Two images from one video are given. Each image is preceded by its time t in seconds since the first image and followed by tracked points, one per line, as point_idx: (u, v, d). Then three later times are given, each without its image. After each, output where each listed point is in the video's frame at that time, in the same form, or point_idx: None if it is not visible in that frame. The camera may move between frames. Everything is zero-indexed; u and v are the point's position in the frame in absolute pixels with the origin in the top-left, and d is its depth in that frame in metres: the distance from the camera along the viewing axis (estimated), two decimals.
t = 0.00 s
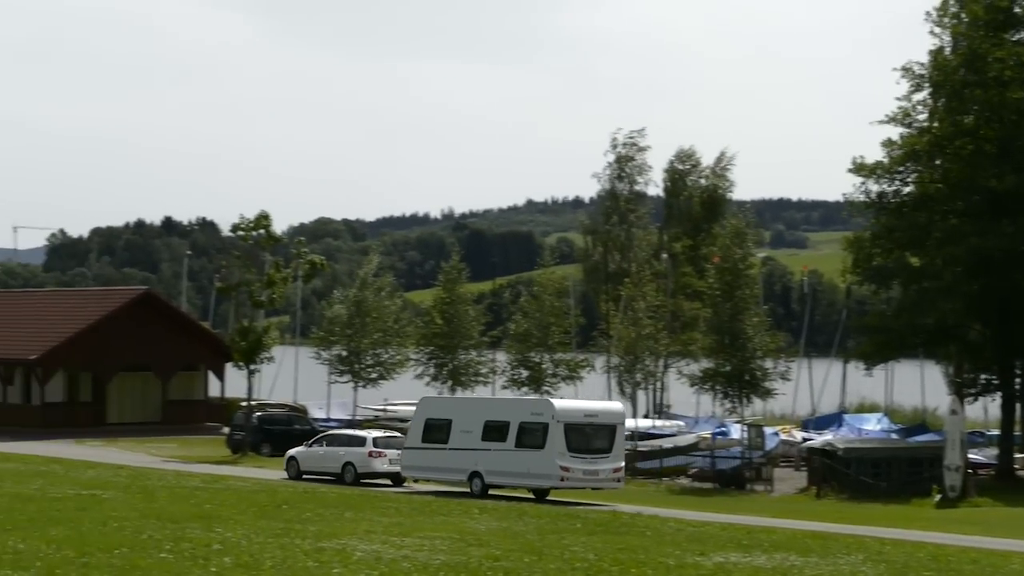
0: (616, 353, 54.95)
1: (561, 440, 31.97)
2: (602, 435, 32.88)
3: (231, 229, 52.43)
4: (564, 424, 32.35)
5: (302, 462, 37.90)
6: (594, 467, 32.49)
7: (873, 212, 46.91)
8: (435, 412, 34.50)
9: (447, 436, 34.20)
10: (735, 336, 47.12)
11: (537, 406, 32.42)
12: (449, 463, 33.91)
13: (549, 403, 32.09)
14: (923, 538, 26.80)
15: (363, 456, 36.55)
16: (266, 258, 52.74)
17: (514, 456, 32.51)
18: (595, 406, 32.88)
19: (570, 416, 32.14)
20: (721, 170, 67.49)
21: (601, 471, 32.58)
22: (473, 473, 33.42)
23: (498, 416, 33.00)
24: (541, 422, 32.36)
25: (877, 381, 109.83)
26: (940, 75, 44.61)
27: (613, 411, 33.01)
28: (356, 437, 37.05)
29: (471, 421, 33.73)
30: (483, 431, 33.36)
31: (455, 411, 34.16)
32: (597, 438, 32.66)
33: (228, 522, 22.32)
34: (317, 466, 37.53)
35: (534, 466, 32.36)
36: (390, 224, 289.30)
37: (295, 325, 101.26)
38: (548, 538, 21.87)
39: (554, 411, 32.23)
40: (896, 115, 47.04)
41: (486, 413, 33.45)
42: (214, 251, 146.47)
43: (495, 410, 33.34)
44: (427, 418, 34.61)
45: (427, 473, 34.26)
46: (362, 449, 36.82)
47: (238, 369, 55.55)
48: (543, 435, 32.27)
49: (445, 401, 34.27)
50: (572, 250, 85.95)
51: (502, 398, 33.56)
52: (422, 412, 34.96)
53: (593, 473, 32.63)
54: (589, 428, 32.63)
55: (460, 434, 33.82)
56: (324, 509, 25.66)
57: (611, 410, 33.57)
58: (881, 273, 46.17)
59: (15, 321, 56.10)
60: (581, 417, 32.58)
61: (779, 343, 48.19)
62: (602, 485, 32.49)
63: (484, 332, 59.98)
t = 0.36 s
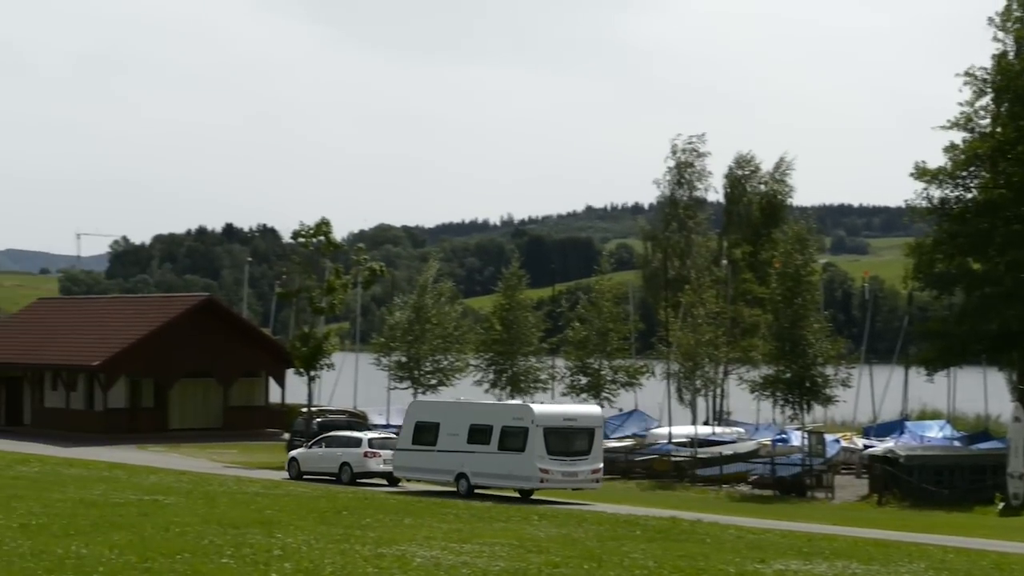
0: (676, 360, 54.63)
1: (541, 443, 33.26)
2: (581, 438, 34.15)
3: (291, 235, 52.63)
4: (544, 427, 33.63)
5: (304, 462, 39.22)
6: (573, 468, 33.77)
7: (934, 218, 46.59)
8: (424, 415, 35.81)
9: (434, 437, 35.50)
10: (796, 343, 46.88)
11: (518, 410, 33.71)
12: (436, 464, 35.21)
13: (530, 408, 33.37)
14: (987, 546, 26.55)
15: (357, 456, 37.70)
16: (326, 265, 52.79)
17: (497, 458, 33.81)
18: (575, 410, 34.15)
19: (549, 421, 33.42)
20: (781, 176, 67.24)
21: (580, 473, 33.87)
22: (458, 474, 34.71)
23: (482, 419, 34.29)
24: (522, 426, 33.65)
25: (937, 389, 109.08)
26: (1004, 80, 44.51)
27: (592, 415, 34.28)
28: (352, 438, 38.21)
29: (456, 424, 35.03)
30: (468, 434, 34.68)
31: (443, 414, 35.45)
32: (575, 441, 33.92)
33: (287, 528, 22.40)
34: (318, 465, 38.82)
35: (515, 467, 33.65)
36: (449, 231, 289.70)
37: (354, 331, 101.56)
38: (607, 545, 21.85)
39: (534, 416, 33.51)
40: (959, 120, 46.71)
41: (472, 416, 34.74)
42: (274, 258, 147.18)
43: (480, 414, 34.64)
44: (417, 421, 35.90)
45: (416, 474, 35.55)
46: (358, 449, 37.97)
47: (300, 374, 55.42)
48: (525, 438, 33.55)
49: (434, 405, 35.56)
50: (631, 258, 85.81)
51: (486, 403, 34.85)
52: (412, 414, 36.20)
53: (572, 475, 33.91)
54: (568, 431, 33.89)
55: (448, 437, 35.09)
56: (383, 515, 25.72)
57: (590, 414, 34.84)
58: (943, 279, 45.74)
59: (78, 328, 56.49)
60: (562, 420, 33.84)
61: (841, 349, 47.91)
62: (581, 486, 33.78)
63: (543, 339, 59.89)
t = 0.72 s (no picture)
0: (726, 368, 54.39)
1: (519, 445, 33.96)
2: (559, 440, 34.84)
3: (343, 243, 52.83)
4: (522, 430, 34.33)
5: (300, 465, 40.18)
6: (550, 470, 34.48)
7: (988, 225, 46.30)
8: (410, 418, 36.47)
9: (419, 440, 36.21)
10: (848, 350, 46.61)
11: (498, 414, 34.37)
12: (421, 466, 35.94)
13: (507, 412, 34.05)
14: None
15: (351, 459, 38.63)
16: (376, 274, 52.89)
17: (479, 460, 34.48)
18: (553, 413, 34.81)
19: (526, 424, 34.12)
20: (832, 183, 66.94)
21: (558, 474, 34.58)
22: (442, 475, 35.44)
23: (464, 422, 34.96)
24: (501, 429, 34.33)
25: (991, 396, 108.40)
26: None
27: (570, 417, 34.93)
28: (346, 441, 39.15)
29: (441, 427, 35.70)
30: (450, 436, 35.36)
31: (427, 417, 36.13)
32: (553, 443, 34.61)
33: (338, 536, 22.44)
34: (314, 467, 39.76)
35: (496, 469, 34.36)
36: (499, 238, 289.86)
37: (405, 338, 101.81)
38: (657, 553, 21.79)
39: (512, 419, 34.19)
40: (1012, 127, 46.41)
41: (454, 419, 35.41)
42: (325, 265, 147.69)
43: (462, 417, 35.30)
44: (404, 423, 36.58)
45: (404, 475, 36.27)
46: (351, 452, 38.91)
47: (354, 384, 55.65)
48: (504, 441, 34.25)
49: (419, 408, 36.20)
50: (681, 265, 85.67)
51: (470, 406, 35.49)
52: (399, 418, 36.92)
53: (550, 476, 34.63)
54: (546, 434, 34.59)
55: (432, 439, 35.79)
56: (433, 523, 25.75)
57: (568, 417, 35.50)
58: (996, 286, 45.42)
59: (131, 335, 56.83)
60: (539, 424, 34.51)
61: (893, 357, 47.68)
62: (559, 487, 34.49)
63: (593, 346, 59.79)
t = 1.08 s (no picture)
0: (778, 374, 54.09)
1: (506, 446, 35.28)
2: (547, 442, 36.10)
3: (394, 249, 52.96)
4: (510, 431, 35.64)
5: (303, 465, 41.29)
6: (537, 470, 35.77)
7: None
8: (405, 422, 37.88)
9: (414, 442, 37.58)
10: (902, 356, 46.31)
11: (486, 416, 35.70)
12: (415, 466, 37.30)
13: (495, 414, 35.39)
14: None
15: (350, 461, 39.77)
16: (427, 280, 53.00)
17: (469, 460, 35.82)
18: (540, 416, 36.08)
19: (514, 425, 35.42)
20: (884, 189, 66.55)
21: (545, 474, 35.82)
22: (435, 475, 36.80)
23: (455, 424, 36.31)
24: (490, 431, 35.66)
25: None
26: None
27: (557, 420, 36.19)
28: (346, 443, 40.31)
29: (434, 429, 37.06)
30: (442, 438, 36.73)
31: (421, 420, 37.52)
32: (542, 445, 35.87)
33: (390, 541, 22.48)
34: (315, 468, 40.91)
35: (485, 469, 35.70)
36: (549, 245, 289.65)
37: (455, 345, 101.90)
38: (709, 560, 21.71)
39: (500, 421, 35.50)
40: None
41: (446, 422, 36.77)
42: (376, 272, 148.04)
43: (454, 420, 36.66)
44: (400, 426, 37.97)
45: (400, 476, 37.63)
46: (350, 454, 40.05)
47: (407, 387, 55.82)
48: (492, 442, 35.54)
49: (414, 412, 37.58)
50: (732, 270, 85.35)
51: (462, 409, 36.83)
52: (395, 420, 38.24)
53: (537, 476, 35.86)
54: (534, 435, 35.86)
55: (426, 441, 37.06)
56: (486, 529, 25.78)
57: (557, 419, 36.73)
58: None
59: (184, 342, 57.16)
60: (527, 426, 35.81)
61: (947, 364, 47.37)
62: (546, 487, 35.74)
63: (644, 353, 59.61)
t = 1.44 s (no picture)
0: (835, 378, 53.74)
1: (503, 446, 36.14)
2: (543, 442, 36.99)
3: (448, 252, 53.02)
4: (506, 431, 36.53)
5: (312, 462, 42.82)
6: (533, 469, 36.63)
7: None
8: (409, 422, 39.02)
9: (417, 442, 38.69)
10: (959, 360, 45.99)
11: (484, 416, 36.63)
12: (418, 465, 38.43)
13: (491, 415, 36.28)
14: None
15: (357, 459, 41.28)
16: (482, 283, 53.00)
17: (467, 459, 36.75)
18: (536, 416, 37.02)
19: (510, 425, 36.30)
20: (941, 191, 66.10)
21: (540, 472, 36.67)
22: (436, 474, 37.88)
23: (454, 425, 37.29)
24: (487, 431, 36.55)
25: None
26: None
27: (553, 420, 37.09)
28: (353, 442, 41.82)
29: (435, 429, 38.12)
30: (443, 438, 37.76)
31: (423, 420, 38.62)
32: (537, 444, 36.77)
33: (445, 544, 22.47)
34: (324, 466, 42.42)
35: (483, 468, 36.59)
36: (604, 248, 289.24)
37: (510, 348, 101.99)
38: (765, 564, 21.65)
39: (496, 421, 36.39)
40: None
41: (447, 422, 37.76)
42: (431, 275, 148.33)
43: (454, 420, 37.65)
44: (404, 426, 39.09)
45: (404, 475, 38.75)
46: (357, 452, 41.56)
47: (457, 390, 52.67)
48: (489, 442, 36.44)
49: (416, 412, 38.68)
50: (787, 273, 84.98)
51: (463, 410, 37.81)
52: (401, 420, 39.39)
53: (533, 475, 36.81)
54: (530, 435, 36.77)
55: (429, 441, 38.11)
56: (540, 532, 25.75)
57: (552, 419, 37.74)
58: None
59: (240, 345, 57.42)
60: (523, 425, 36.73)
61: (1005, 367, 46.95)
62: (543, 485, 36.60)
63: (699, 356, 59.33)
